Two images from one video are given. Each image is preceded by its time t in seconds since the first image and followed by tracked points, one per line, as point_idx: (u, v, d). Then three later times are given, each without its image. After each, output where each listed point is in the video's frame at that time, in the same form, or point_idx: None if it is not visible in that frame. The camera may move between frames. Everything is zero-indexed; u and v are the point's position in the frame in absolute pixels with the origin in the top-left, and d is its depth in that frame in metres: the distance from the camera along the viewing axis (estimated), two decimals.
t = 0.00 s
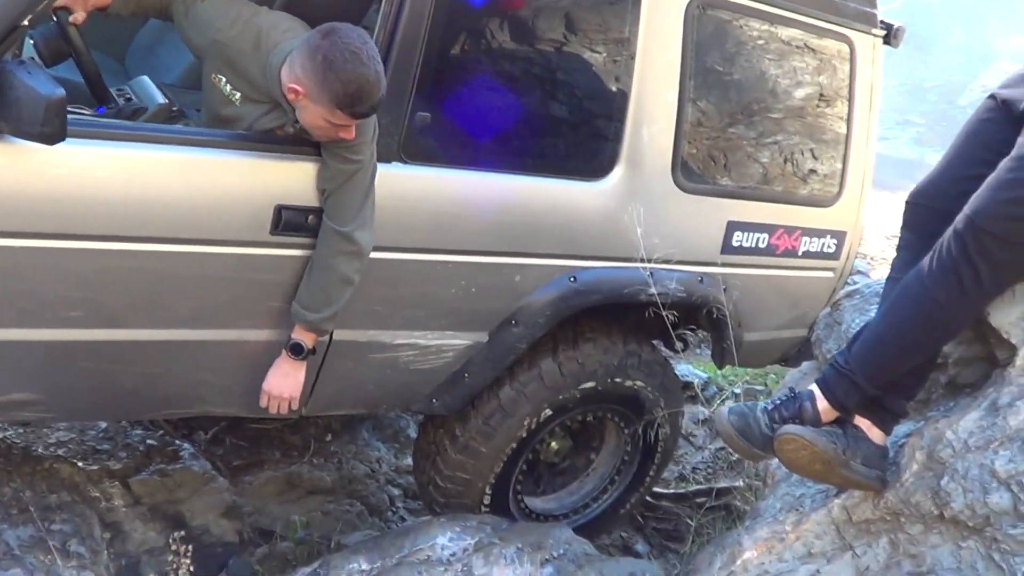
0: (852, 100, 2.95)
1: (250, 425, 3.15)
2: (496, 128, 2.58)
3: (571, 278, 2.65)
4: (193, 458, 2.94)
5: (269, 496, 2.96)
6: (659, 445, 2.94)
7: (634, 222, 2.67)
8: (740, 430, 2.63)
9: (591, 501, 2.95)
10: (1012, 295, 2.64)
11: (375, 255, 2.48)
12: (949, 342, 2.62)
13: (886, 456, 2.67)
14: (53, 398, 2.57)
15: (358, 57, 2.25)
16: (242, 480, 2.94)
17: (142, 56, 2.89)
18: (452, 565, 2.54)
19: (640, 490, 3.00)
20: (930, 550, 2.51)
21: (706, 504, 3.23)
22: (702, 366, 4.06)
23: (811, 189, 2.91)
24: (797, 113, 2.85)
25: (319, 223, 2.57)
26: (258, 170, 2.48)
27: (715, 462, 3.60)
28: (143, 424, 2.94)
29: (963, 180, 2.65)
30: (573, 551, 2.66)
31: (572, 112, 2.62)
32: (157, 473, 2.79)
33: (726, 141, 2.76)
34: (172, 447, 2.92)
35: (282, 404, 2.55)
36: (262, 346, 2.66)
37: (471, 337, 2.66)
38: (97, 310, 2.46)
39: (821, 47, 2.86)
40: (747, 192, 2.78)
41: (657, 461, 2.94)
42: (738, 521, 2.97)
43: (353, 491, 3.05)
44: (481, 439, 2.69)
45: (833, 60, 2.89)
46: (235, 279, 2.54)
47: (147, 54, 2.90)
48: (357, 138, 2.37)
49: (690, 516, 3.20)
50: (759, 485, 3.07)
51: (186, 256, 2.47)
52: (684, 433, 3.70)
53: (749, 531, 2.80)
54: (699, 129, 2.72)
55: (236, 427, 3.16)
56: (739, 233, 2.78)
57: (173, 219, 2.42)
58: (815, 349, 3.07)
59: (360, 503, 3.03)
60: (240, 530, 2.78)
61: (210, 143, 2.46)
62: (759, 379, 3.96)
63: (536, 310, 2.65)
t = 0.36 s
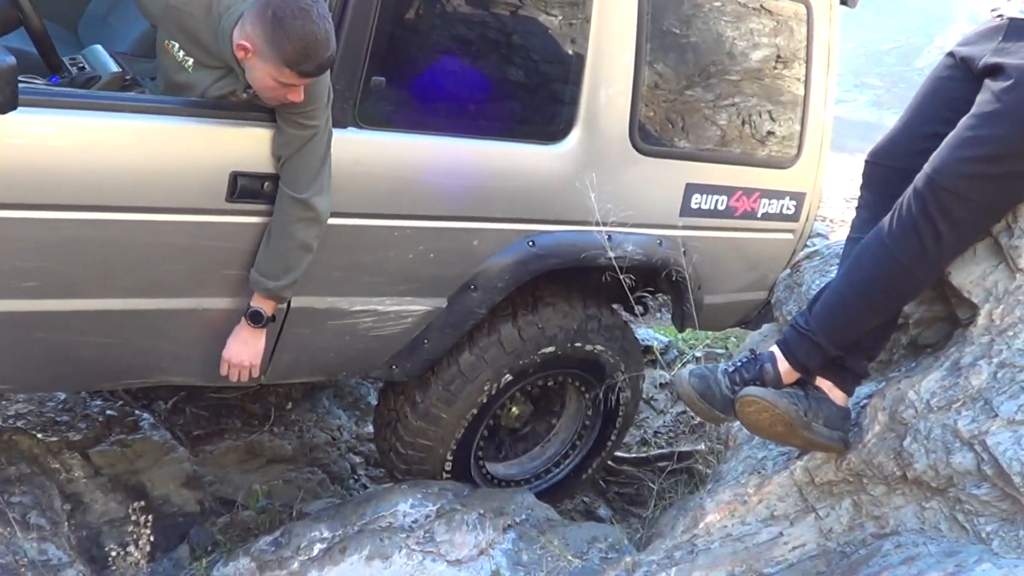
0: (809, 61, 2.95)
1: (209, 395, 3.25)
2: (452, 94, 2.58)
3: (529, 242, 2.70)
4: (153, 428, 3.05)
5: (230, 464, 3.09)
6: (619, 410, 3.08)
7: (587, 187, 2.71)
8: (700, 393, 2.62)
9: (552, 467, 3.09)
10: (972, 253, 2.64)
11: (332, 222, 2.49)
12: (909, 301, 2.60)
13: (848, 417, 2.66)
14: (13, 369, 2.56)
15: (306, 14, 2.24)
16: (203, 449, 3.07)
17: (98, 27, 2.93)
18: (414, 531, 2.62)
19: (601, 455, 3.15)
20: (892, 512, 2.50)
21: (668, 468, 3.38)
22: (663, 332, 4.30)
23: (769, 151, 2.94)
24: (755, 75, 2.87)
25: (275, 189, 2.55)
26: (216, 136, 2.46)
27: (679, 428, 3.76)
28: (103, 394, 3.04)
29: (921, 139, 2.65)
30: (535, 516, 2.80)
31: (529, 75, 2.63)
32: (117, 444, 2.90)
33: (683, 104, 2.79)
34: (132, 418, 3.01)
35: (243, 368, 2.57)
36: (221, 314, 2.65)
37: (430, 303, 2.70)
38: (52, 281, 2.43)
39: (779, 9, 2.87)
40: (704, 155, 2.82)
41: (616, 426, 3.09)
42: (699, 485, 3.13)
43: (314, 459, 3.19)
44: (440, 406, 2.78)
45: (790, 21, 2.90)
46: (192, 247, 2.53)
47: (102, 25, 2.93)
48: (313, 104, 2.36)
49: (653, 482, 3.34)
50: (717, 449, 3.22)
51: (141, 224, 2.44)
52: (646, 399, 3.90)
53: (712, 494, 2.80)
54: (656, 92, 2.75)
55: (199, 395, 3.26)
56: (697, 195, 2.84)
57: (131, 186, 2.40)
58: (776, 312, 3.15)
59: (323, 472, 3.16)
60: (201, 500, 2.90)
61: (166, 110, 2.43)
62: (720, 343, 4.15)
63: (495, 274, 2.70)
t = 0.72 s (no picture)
0: (812, 29, 3.06)
1: (214, 367, 3.39)
2: (454, 64, 2.58)
3: (533, 213, 2.73)
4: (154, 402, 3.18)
5: (234, 438, 3.22)
6: (625, 381, 3.21)
7: (593, 155, 2.75)
8: (707, 362, 2.60)
9: (558, 438, 3.20)
10: (978, 222, 2.59)
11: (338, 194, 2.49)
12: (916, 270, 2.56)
13: (855, 387, 2.63)
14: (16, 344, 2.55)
15: None
16: (207, 423, 3.22)
17: None
18: (419, 504, 2.68)
19: (605, 427, 3.27)
20: (901, 483, 2.47)
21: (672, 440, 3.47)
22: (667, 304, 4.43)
23: (774, 119, 3.03)
24: (757, 44, 2.96)
25: (276, 161, 2.53)
26: (218, 110, 2.43)
27: (684, 399, 3.87)
28: (106, 369, 3.17)
29: (927, 106, 2.63)
30: (540, 489, 2.86)
31: (531, 45, 2.64)
32: (121, 417, 3.02)
33: (686, 74, 2.85)
34: (136, 392, 3.16)
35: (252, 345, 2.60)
36: (224, 286, 2.64)
37: (434, 275, 2.73)
38: (52, 254, 2.41)
39: None
40: (706, 123, 2.89)
41: (622, 397, 3.22)
42: (705, 458, 3.17)
43: (318, 432, 3.33)
44: (443, 375, 2.84)
45: None
46: (192, 220, 2.50)
47: None
48: (310, 74, 2.35)
49: (657, 453, 3.45)
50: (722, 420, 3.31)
51: (141, 196, 2.42)
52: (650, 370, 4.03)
53: (718, 466, 2.78)
54: (659, 62, 2.80)
55: (199, 370, 3.39)
56: (701, 164, 2.91)
57: (132, 159, 2.36)
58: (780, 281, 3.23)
59: (328, 444, 3.30)
60: (204, 474, 3.01)
61: (168, 83, 2.40)
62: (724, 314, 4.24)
63: (498, 246, 2.72)
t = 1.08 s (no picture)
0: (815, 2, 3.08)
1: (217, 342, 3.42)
2: (454, 38, 2.59)
3: (535, 186, 2.74)
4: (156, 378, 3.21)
5: (237, 414, 3.24)
6: (627, 354, 3.26)
7: (597, 128, 2.76)
8: (711, 336, 2.58)
9: (561, 412, 3.25)
10: (983, 193, 2.55)
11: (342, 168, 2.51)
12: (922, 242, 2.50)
13: (858, 360, 2.58)
14: (21, 320, 2.54)
15: None
16: (209, 399, 3.24)
17: None
18: (422, 479, 2.69)
19: (608, 401, 3.32)
20: (905, 456, 2.39)
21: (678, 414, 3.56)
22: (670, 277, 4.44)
23: (776, 92, 3.07)
24: (759, 17, 3.01)
25: (277, 136, 2.51)
26: (220, 85, 2.41)
27: (687, 372, 3.95)
28: (108, 346, 3.20)
29: (935, 77, 2.60)
30: (544, 462, 2.88)
31: (531, 18, 2.65)
32: (123, 395, 3.05)
33: (687, 47, 2.88)
34: (138, 368, 3.19)
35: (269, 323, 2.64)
36: (226, 262, 2.63)
37: (436, 249, 2.74)
38: (52, 230, 2.39)
39: None
40: (708, 96, 2.92)
41: (624, 370, 3.28)
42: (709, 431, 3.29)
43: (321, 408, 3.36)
44: (446, 350, 2.87)
45: None
46: (193, 195, 2.48)
47: None
48: (307, 46, 2.37)
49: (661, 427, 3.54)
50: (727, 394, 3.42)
51: (142, 171, 2.40)
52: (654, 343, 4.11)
53: (722, 439, 2.74)
54: (660, 35, 2.82)
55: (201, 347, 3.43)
56: (703, 137, 2.94)
57: (134, 134, 2.35)
58: (782, 254, 3.27)
59: (331, 419, 3.34)
60: (208, 450, 3.04)
61: (170, 59, 2.38)
62: (727, 288, 4.26)
63: (499, 221, 2.74)
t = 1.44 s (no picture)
0: None
1: (218, 319, 3.42)
2: (458, 15, 2.59)
3: (538, 164, 2.75)
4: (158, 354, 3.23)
5: (238, 390, 3.28)
6: (629, 332, 3.30)
7: (603, 104, 2.78)
8: (714, 314, 2.56)
9: (562, 391, 3.29)
10: (986, 172, 2.49)
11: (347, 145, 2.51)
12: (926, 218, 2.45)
13: (862, 339, 2.52)
14: (24, 297, 2.53)
15: None
16: (211, 375, 3.28)
17: None
18: (424, 456, 2.69)
19: (609, 380, 3.36)
20: (908, 435, 2.35)
21: (679, 392, 3.60)
22: (672, 255, 4.45)
23: (779, 70, 3.09)
24: None
25: (281, 112, 2.50)
26: (224, 61, 2.40)
27: (690, 350, 3.99)
28: (109, 323, 3.21)
29: (937, 55, 2.57)
30: (545, 441, 2.88)
31: None
32: (123, 371, 3.06)
33: (690, 24, 2.90)
34: (139, 345, 3.20)
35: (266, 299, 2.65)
36: (229, 239, 2.62)
37: (439, 227, 2.76)
38: (55, 205, 2.37)
39: None
40: (711, 73, 2.94)
41: (626, 348, 3.31)
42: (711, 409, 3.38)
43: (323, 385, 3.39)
44: (448, 325, 2.90)
45: None
46: (196, 171, 2.47)
47: None
48: (309, 23, 2.35)
49: (663, 405, 3.59)
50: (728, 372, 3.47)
51: (145, 147, 2.38)
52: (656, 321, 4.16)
53: (724, 417, 2.72)
54: (664, 12, 2.85)
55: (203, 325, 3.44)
56: (707, 115, 2.97)
57: (138, 111, 2.34)
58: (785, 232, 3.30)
59: (331, 396, 3.37)
60: (209, 427, 3.05)
61: (174, 35, 2.37)
62: (728, 266, 4.28)
63: (503, 198, 2.75)
